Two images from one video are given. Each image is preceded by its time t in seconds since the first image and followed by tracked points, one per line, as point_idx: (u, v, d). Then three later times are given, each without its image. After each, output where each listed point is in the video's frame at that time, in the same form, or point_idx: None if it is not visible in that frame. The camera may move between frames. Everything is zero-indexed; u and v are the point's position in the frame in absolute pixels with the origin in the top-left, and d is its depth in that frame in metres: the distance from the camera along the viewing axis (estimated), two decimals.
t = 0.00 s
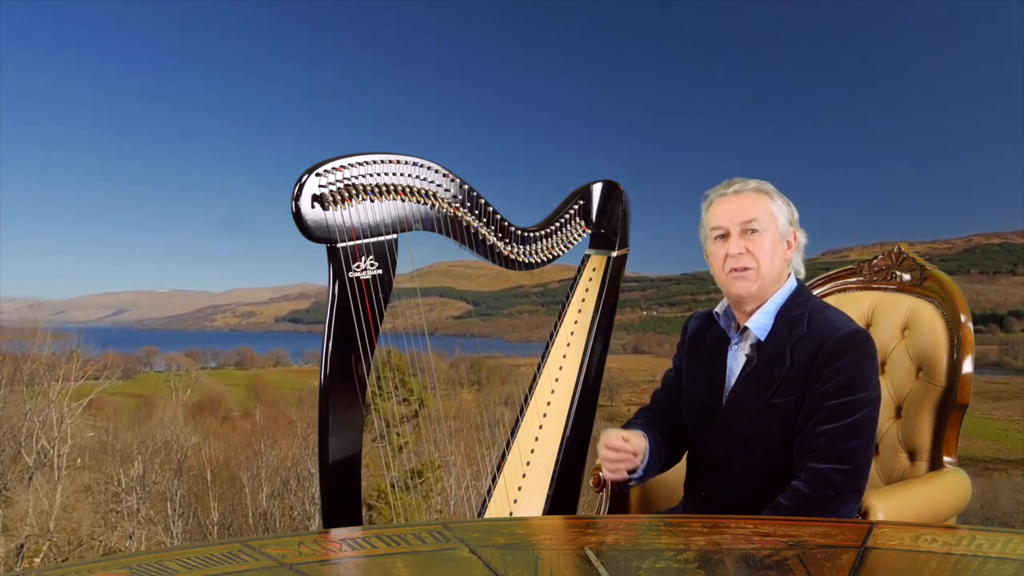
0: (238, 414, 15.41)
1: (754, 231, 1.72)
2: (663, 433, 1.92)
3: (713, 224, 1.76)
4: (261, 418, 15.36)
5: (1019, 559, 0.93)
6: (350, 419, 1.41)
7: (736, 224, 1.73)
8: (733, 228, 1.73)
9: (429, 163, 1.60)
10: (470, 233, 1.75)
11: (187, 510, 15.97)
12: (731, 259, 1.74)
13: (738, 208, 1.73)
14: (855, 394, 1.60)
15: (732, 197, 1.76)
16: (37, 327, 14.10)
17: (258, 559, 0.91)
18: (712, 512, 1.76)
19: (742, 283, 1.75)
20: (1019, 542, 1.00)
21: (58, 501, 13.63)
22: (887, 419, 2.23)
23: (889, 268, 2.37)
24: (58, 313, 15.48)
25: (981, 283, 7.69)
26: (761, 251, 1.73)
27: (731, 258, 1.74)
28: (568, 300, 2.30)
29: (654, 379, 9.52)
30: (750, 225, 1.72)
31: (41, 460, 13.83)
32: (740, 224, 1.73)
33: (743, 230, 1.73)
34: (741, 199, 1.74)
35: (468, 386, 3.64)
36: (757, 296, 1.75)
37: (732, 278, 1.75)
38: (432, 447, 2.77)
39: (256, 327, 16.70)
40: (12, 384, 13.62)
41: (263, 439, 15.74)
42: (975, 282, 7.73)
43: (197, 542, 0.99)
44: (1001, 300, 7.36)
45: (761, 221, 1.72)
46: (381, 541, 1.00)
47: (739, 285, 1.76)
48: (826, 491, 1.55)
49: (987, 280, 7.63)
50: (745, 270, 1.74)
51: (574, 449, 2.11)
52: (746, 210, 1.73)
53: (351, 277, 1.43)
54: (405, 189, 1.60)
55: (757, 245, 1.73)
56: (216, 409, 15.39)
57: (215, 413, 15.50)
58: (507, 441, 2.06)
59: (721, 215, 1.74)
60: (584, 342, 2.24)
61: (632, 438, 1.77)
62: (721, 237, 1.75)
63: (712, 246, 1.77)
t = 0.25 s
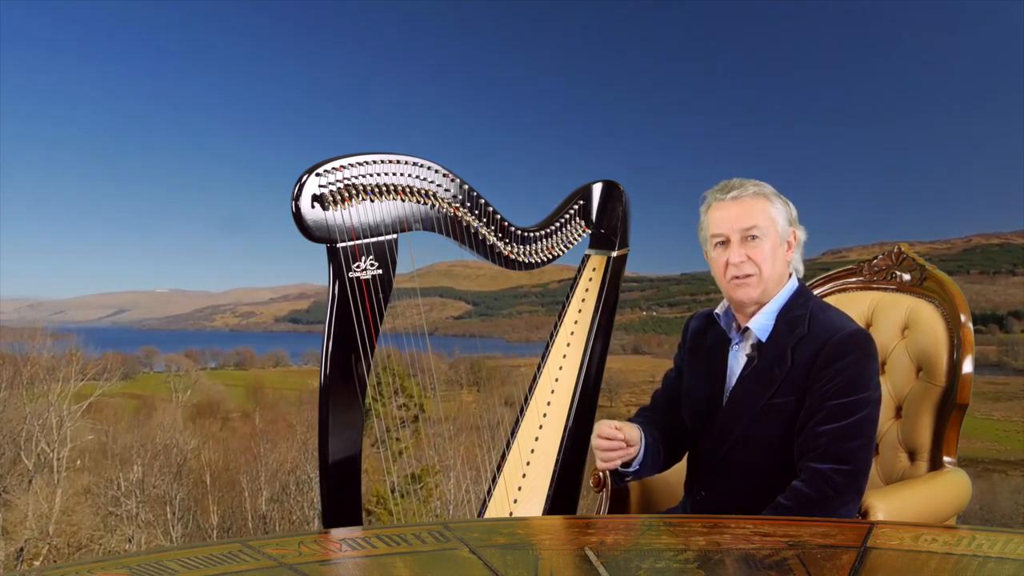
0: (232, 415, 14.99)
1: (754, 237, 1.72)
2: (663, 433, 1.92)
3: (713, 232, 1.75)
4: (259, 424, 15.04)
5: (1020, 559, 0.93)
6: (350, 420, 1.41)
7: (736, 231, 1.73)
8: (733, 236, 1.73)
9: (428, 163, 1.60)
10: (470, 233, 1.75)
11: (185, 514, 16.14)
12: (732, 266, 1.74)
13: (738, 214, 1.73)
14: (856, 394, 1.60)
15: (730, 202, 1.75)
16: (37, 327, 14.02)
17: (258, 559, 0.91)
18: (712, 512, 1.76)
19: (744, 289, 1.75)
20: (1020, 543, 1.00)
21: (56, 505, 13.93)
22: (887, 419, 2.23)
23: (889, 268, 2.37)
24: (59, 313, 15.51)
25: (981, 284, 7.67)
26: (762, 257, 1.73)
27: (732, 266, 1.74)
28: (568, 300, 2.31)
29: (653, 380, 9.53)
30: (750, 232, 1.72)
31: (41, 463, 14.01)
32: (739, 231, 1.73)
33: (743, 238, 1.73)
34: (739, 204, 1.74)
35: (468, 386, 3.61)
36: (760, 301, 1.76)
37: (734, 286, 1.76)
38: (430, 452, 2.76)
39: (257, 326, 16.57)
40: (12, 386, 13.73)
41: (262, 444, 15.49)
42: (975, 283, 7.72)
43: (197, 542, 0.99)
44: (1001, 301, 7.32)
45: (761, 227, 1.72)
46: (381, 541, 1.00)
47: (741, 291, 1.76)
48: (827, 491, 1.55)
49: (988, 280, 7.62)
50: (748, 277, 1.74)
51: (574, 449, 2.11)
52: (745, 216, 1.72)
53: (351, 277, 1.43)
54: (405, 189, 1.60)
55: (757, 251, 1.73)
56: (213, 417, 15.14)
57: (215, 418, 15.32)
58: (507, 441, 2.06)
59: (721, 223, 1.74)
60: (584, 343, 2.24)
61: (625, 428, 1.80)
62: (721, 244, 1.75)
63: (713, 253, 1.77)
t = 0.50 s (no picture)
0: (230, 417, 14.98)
1: (754, 238, 1.72)
2: (664, 434, 1.92)
3: (713, 234, 1.75)
4: (259, 427, 15.01)
5: (1019, 559, 0.93)
6: (350, 420, 1.41)
7: (736, 233, 1.73)
8: (733, 237, 1.73)
9: (429, 162, 1.60)
10: (470, 233, 1.75)
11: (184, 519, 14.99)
12: (733, 268, 1.74)
13: (738, 215, 1.73)
14: (856, 394, 1.60)
15: (730, 204, 1.75)
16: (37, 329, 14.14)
17: (258, 559, 0.91)
18: (713, 512, 1.76)
19: (744, 291, 1.76)
20: (1019, 542, 1.00)
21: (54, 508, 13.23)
22: (886, 420, 2.23)
23: (889, 268, 2.37)
24: (57, 314, 15.61)
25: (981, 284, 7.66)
26: (762, 258, 1.73)
27: (733, 267, 1.74)
28: (568, 300, 2.31)
29: (654, 381, 9.48)
30: (749, 234, 1.72)
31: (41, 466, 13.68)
32: (740, 232, 1.73)
33: (742, 239, 1.73)
34: (739, 205, 1.74)
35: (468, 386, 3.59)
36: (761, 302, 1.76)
37: (735, 288, 1.76)
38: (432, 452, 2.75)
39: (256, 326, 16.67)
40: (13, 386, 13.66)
41: (262, 447, 15.28)
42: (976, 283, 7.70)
43: (198, 542, 0.99)
44: (1002, 302, 7.19)
45: (760, 228, 1.72)
46: (381, 541, 1.00)
47: (742, 293, 1.76)
48: (827, 492, 1.55)
49: (987, 281, 7.59)
50: (748, 278, 1.74)
51: (574, 449, 2.11)
52: (745, 217, 1.72)
53: (351, 277, 1.43)
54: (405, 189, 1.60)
55: (758, 253, 1.73)
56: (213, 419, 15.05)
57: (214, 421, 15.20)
58: (507, 441, 2.06)
59: (721, 225, 1.74)
60: (584, 343, 2.24)
61: (623, 430, 1.80)
62: (721, 245, 1.75)
63: (713, 255, 1.77)
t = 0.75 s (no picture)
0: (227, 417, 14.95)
1: (754, 239, 1.72)
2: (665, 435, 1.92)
3: (713, 233, 1.75)
4: (258, 429, 14.93)
5: (1020, 559, 0.93)
6: (351, 420, 1.41)
7: (736, 233, 1.73)
8: (733, 237, 1.73)
9: (428, 162, 1.60)
10: (470, 233, 1.75)
11: (183, 522, 14.96)
12: (732, 268, 1.75)
13: (738, 215, 1.72)
14: (856, 394, 1.60)
15: (730, 203, 1.75)
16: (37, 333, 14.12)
17: (258, 559, 0.91)
18: (713, 512, 1.76)
19: (744, 291, 1.76)
20: (1019, 542, 1.00)
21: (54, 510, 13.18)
22: (887, 419, 2.23)
23: (889, 268, 2.37)
24: (56, 314, 15.60)
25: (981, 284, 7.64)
26: (762, 258, 1.73)
27: (733, 267, 1.75)
28: (568, 300, 2.31)
29: (653, 381, 9.47)
30: (750, 234, 1.72)
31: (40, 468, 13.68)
32: (740, 233, 1.72)
33: (743, 239, 1.73)
34: (739, 205, 1.73)
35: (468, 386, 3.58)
36: (760, 302, 1.76)
37: (735, 288, 1.76)
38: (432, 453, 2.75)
39: (256, 327, 16.61)
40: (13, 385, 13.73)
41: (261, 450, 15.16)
42: (976, 283, 7.68)
43: (198, 541, 0.99)
44: (1001, 302, 7.20)
45: (760, 228, 1.72)
46: (381, 541, 1.00)
47: (742, 293, 1.77)
48: (827, 492, 1.55)
49: (987, 282, 7.58)
50: (749, 278, 1.74)
51: (574, 449, 2.11)
52: (745, 218, 1.72)
53: (351, 277, 1.43)
54: (405, 189, 1.60)
55: (757, 253, 1.73)
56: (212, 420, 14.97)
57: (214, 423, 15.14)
58: (507, 441, 2.06)
59: (721, 225, 1.74)
60: (584, 343, 2.24)
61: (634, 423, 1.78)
62: (722, 245, 1.74)
63: (713, 254, 1.77)
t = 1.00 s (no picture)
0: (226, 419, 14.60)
1: (753, 242, 1.71)
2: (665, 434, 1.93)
3: (710, 237, 1.74)
4: (256, 434, 14.71)
5: (1020, 559, 0.93)
6: (350, 420, 1.41)
7: (734, 237, 1.72)
8: (732, 241, 1.72)
9: (428, 163, 1.60)
10: (470, 233, 1.75)
11: (181, 526, 15.26)
12: (732, 271, 1.75)
13: (735, 219, 1.71)
14: (856, 394, 1.60)
15: (727, 206, 1.73)
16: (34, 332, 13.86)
17: (258, 559, 0.91)
18: (713, 511, 1.76)
19: (744, 294, 1.76)
20: (1019, 542, 1.00)
21: (53, 514, 13.57)
22: (886, 419, 2.23)
23: (889, 268, 2.37)
24: (54, 314, 15.32)
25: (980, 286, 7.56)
26: (760, 260, 1.73)
27: (732, 271, 1.75)
28: (568, 300, 2.31)
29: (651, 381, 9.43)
30: (748, 237, 1.71)
31: (38, 473, 13.90)
32: (738, 237, 1.72)
33: (742, 243, 1.72)
34: (736, 209, 1.72)
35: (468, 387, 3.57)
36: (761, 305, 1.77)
37: (735, 290, 1.77)
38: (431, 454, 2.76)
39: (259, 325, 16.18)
40: (12, 384, 13.68)
41: (259, 454, 15.03)
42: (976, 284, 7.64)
43: (199, 541, 0.99)
44: (1000, 302, 7.18)
45: (758, 232, 1.71)
46: (381, 541, 1.00)
47: (742, 295, 1.77)
48: (827, 491, 1.55)
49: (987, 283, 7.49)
50: (747, 281, 1.75)
51: (574, 448, 2.11)
52: (743, 221, 1.71)
53: (351, 277, 1.43)
54: (405, 189, 1.60)
55: (756, 256, 1.73)
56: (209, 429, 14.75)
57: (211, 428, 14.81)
58: (508, 440, 2.06)
59: (719, 228, 1.73)
60: (584, 343, 2.24)
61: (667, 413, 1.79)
62: (720, 249, 1.74)
63: (711, 258, 1.76)
